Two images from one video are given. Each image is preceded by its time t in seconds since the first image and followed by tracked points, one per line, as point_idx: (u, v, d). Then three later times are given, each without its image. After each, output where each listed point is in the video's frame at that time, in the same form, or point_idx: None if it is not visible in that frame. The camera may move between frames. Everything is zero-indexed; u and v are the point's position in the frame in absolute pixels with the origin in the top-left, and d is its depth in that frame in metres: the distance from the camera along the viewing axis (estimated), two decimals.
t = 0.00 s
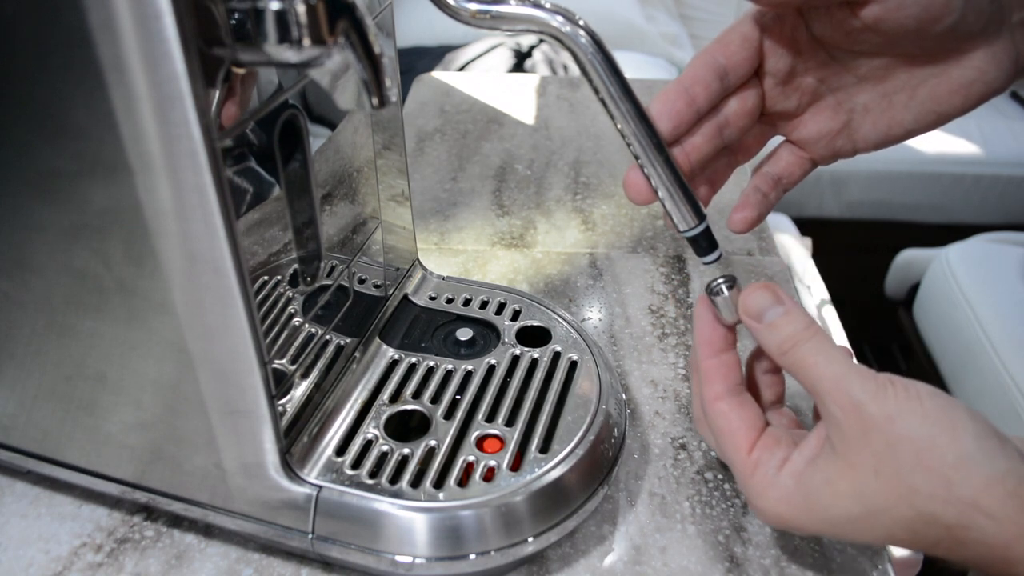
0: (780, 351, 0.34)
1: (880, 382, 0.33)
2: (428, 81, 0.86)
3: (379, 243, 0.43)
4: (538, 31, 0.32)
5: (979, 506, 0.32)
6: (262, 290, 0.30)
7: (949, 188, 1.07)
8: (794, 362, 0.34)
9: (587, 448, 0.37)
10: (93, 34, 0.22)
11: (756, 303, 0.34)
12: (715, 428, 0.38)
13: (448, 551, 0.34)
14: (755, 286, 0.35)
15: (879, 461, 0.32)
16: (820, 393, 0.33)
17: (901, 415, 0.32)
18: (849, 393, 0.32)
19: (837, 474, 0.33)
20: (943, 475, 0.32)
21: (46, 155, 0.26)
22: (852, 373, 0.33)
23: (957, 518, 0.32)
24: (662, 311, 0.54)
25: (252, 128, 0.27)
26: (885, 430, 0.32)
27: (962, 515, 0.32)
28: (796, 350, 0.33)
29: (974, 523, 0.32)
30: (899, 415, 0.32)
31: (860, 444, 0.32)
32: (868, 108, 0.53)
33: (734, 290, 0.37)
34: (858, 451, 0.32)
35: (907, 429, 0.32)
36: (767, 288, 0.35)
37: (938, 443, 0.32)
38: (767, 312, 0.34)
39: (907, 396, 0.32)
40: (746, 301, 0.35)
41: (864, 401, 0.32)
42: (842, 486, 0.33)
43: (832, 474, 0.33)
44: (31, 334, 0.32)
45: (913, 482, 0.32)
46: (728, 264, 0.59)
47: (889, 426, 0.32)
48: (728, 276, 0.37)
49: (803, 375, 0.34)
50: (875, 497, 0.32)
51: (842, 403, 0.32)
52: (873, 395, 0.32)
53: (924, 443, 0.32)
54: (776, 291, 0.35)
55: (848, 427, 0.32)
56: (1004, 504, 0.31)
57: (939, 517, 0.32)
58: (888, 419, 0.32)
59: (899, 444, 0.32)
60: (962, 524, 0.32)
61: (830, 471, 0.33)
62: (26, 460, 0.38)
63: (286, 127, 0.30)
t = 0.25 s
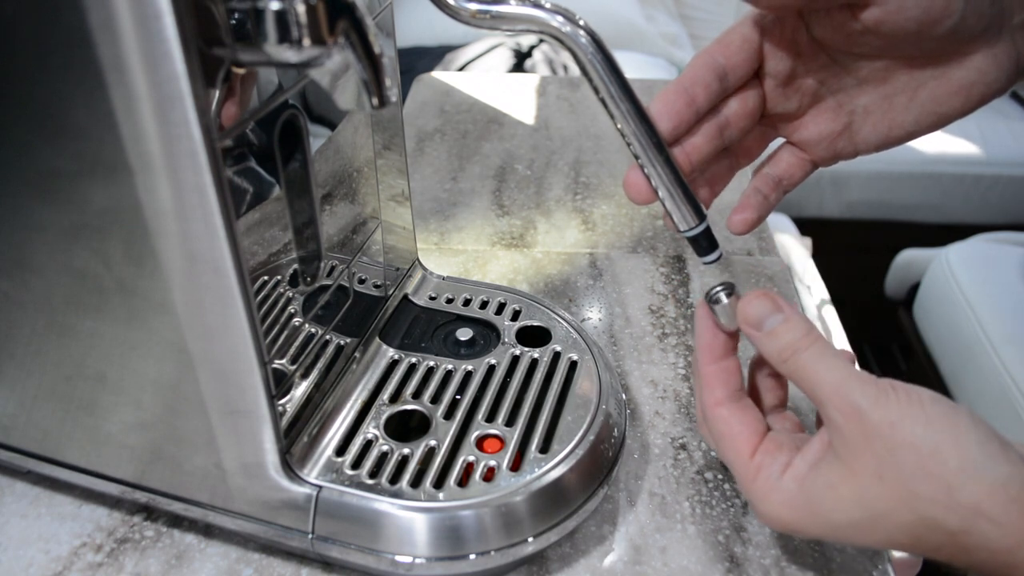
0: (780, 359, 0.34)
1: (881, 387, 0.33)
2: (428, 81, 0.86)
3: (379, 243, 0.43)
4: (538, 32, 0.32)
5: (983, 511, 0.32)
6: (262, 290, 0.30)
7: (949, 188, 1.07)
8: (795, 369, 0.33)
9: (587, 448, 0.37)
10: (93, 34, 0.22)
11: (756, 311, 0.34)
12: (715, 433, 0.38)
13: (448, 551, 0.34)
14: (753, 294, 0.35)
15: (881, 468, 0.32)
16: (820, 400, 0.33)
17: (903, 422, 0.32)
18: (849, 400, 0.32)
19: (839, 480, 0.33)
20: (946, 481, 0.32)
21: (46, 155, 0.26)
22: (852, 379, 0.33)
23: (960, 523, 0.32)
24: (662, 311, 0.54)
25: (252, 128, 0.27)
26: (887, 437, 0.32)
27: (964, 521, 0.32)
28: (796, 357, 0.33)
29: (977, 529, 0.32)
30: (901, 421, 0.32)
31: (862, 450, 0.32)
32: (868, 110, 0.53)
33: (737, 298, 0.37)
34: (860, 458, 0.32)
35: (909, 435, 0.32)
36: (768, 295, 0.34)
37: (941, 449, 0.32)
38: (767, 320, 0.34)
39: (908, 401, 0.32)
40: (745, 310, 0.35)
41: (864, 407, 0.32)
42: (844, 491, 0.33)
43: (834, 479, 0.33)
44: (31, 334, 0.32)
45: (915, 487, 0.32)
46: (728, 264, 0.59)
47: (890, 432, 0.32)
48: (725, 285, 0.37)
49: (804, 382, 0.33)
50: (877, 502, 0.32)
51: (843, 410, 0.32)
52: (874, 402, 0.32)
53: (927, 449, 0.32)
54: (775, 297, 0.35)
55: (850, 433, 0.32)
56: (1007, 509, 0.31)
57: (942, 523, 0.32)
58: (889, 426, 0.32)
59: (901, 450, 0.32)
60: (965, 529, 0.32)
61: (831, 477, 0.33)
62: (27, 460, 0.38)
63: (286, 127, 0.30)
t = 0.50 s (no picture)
0: (769, 380, 0.33)
1: (882, 388, 0.32)
2: (429, 81, 0.86)
3: (379, 243, 0.43)
4: (539, 31, 0.32)
5: (994, 511, 0.32)
6: (262, 290, 0.30)
7: (949, 188, 1.07)
8: (785, 385, 0.33)
9: (587, 448, 0.37)
10: (93, 34, 0.22)
11: (730, 345, 0.34)
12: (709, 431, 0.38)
13: (448, 551, 0.34)
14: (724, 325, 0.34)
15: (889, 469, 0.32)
16: (817, 410, 0.33)
17: (913, 423, 0.32)
18: (849, 408, 0.32)
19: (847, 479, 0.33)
20: (957, 480, 0.32)
21: (46, 155, 0.26)
22: (849, 386, 0.32)
23: (971, 521, 0.32)
24: (662, 311, 0.54)
25: (252, 128, 0.27)
26: (898, 440, 0.31)
27: (976, 519, 0.32)
28: (786, 375, 0.33)
29: (988, 527, 0.32)
30: (911, 423, 0.32)
31: (868, 452, 0.32)
32: (866, 108, 0.53)
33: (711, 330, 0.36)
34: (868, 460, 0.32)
35: (915, 436, 0.31)
36: (739, 331, 0.34)
37: (952, 450, 0.32)
38: (746, 349, 0.33)
39: (912, 401, 0.32)
40: (717, 345, 0.34)
41: (872, 411, 0.32)
42: (854, 490, 0.33)
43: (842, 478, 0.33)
44: (31, 334, 0.32)
45: (927, 487, 0.32)
46: (728, 264, 0.59)
47: (897, 435, 0.32)
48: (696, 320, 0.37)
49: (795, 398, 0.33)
50: (888, 501, 0.33)
51: (845, 417, 0.32)
52: (877, 406, 0.32)
53: (939, 451, 0.31)
54: (746, 329, 0.34)
55: (855, 437, 0.32)
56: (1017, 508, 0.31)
57: (953, 519, 0.33)
58: (900, 429, 0.31)
59: (908, 452, 0.32)
60: (978, 527, 0.32)
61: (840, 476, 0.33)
62: (27, 460, 0.38)
63: (286, 127, 0.30)
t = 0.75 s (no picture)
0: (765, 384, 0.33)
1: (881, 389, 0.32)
2: (429, 81, 0.86)
3: (379, 243, 0.43)
4: (539, 31, 0.32)
5: (995, 505, 0.32)
6: (262, 290, 0.30)
7: (949, 188, 1.07)
8: (781, 387, 0.33)
9: (587, 448, 0.37)
10: (93, 34, 0.22)
11: (722, 357, 0.33)
12: (708, 414, 0.38)
13: (448, 551, 0.34)
14: (715, 336, 0.34)
15: (890, 468, 0.32)
16: (815, 412, 0.33)
17: (915, 423, 0.31)
18: (848, 410, 0.32)
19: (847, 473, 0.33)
20: (958, 477, 0.32)
21: (46, 156, 0.26)
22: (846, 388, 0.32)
23: (972, 515, 0.33)
24: (662, 311, 0.54)
25: (252, 128, 0.27)
26: (899, 441, 0.31)
27: (978, 514, 0.32)
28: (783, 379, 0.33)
29: (990, 521, 0.32)
30: (912, 423, 0.31)
31: (868, 451, 0.32)
32: (865, 106, 0.53)
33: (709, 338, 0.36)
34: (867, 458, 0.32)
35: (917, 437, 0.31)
36: (728, 343, 0.33)
37: (954, 448, 0.31)
38: (740, 357, 0.33)
39: (912, 399, 0.32)
40: (710, 356, 0.34)
41: (872, 413, 0.31)
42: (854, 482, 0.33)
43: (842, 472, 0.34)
44: (31, 334, 0.32)
45: (927, 483, 0.32)
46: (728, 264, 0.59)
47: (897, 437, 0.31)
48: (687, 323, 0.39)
49: (792, 399, 0.33)
50: (888, 494, 0.33)
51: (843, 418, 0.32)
52: (876, 408, 0.32)
53: (941, 450, 0.31)
54: (736, 338, 0.33)
55: (853, 437, 0.32)
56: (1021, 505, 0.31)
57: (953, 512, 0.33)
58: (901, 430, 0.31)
59: (908, 452, 0.32)
60: (980, 520, 0.33)
61: (840, 468, 0.33)
62: (27, 460, 0.38)
63: (286, 127, 0.30)
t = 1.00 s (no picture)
0: (767, 405, 0.33)
1: (882, 409, 0.32)
2: (428, 81, 0.86)
3: (379, 243, 0.43)
4: (539, 31, 0.32)
5: (1000, 523, 0.32)
6: (262, 290, 0.30)
7: (949, 188, 1.07)
8: (782, 408, 0.33)
9: (587, 448, 0.37)
10: (93, 34, 0.22)
11: (721, 381, 0.33)
12: (710, 431, 0.38)
13: (448, 551, 0.34)
14: (711, 359, 0.34)
15: (893, 488, 0.32)
16: (816, 432, 0.33)
17: (916, 443, 0.32)
18: (848, 431, 0.32)
19: (849, 492, 0.34)
20: (962, 497, 0.32)
21: (46, 156, 0.26)
22: (847, 409, 0.32)
23: (976, 534, 0.33)
24: (662, 311, 0.54)
25: (252, 128, 0.27)
26: (902, 462, 0.32)
27: (981, 532, 0.33)
28: (784, 399, 0.33)
29: (993, 539, 0.33)
30: (913, 442, 0.32)
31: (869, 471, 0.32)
32: (869, 108, 0.53)
33: (705, 356, 0.35)
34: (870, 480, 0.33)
35: (919, 458, 0.32)
36: (727, 366, 0.33)
37: (957, 468, 0.32)
38: (739, 381, 0.33)
39: (914, 420, 0.32)
40: (709, 379, 0.33)
41: (874, 433, 0.32)
42: (857, 500, 0.33)
43: (844, 491, 0.34)
44: (31, 334, 0.32)
45: (931, 503, 0.32)
46: (728, 264, 0.60)
47: (900, 457, 0.32)
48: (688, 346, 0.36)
49: (793, 420, 0.33)
50: (890, 514, 0.33)
51: (844, 439, 0.32)
52: (878, 429, 0.32)
53: (943, 470, 0.32)
54: (735, 360, 0.33)
55: (854, 458, 0.32)
56: None
57: (957, 532, 0.33)
58: (903, 450, 0.32)
59: (911, 472, 0.32)
60: (983, 539, 0.33)
61: (842, 488, 0.34)
62: (27, 460, 0.38)
63: (286, 127, 0.30)
